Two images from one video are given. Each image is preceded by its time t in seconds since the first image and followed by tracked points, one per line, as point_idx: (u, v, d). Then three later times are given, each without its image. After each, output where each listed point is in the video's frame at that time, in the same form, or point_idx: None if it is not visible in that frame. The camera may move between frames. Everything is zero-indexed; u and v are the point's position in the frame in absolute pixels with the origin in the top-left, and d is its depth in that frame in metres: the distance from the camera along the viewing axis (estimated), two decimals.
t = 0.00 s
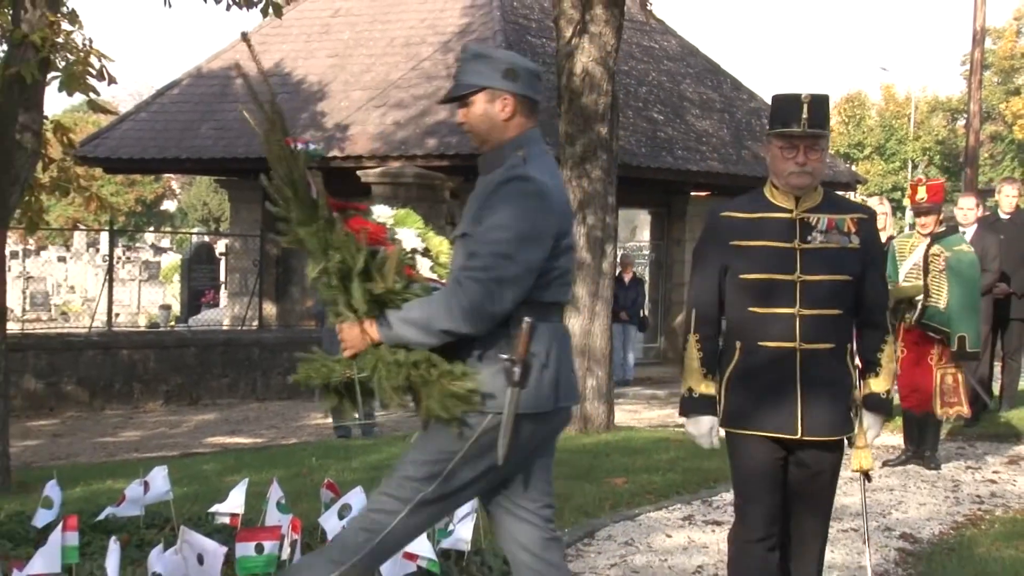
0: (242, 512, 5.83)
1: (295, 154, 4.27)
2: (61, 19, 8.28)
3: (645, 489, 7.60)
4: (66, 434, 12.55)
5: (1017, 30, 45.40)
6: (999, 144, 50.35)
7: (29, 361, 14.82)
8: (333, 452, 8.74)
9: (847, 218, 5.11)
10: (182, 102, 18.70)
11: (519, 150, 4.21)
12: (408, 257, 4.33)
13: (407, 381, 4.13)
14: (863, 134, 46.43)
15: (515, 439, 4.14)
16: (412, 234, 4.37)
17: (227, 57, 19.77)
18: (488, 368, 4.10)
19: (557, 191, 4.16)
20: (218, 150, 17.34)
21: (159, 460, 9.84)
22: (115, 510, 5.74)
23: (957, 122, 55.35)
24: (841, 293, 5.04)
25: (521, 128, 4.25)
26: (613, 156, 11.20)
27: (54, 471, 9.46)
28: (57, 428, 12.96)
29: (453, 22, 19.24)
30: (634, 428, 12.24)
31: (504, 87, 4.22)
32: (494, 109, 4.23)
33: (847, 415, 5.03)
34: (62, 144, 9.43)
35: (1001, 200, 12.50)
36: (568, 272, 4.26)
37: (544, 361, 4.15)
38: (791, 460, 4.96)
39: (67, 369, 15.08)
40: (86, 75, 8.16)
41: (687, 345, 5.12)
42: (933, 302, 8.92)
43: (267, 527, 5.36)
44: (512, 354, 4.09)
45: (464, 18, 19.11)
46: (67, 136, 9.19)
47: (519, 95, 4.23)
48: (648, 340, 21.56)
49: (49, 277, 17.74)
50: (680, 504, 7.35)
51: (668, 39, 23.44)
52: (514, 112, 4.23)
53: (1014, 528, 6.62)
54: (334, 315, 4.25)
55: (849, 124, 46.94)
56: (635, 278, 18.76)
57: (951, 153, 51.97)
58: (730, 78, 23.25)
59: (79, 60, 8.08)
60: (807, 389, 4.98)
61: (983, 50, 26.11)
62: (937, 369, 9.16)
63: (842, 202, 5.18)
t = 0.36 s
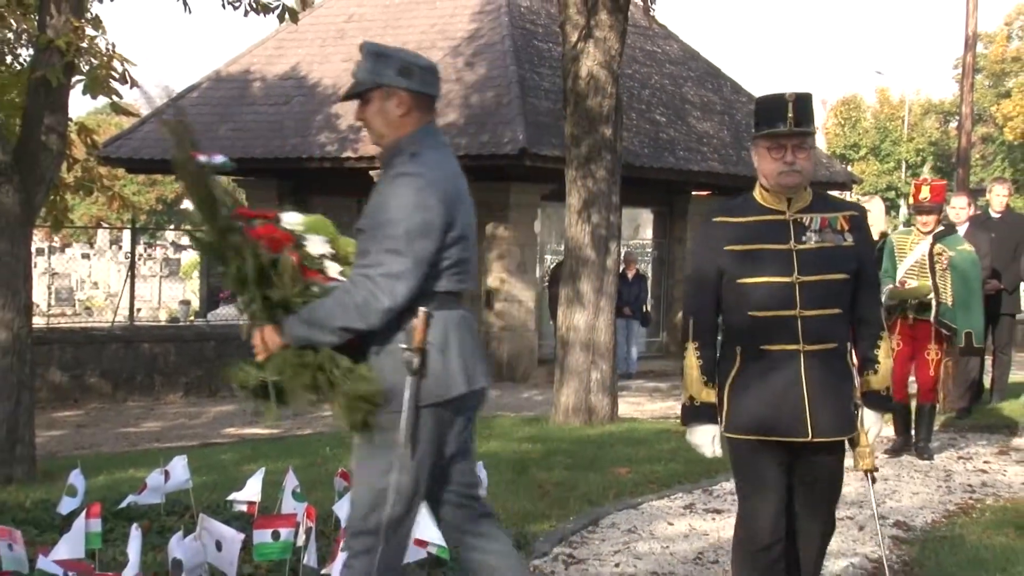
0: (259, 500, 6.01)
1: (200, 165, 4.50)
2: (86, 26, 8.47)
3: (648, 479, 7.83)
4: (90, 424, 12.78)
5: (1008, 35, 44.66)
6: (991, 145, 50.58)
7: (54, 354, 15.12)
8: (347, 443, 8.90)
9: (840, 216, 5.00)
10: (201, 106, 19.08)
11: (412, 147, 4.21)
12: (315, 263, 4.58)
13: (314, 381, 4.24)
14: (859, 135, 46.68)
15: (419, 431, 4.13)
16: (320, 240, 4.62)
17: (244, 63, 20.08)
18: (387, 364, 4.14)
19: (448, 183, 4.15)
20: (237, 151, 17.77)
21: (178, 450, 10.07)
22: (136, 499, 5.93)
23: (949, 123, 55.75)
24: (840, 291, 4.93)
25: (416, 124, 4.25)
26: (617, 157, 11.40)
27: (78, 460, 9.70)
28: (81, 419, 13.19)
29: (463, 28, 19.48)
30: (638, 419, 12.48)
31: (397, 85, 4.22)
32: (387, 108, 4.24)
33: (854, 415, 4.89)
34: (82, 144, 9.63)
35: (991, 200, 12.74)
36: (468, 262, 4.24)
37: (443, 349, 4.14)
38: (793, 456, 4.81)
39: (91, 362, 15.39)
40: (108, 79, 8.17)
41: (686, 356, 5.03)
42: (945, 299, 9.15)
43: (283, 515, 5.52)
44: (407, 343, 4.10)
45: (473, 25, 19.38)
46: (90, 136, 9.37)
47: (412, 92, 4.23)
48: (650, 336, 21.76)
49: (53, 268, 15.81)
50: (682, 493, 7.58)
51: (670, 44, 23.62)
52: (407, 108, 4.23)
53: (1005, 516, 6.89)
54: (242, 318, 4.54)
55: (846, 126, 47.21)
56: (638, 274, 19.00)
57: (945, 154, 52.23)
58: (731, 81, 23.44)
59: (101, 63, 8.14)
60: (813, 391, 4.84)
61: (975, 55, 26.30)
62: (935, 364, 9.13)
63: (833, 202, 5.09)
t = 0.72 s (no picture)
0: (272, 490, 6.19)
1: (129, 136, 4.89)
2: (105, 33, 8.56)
3: (648, 471, 8.05)
4: (110, 418, 13.01)
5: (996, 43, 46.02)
6: (979, 150, 51.10)
7: (75, 349, 15.47)
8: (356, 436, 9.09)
9: (829, 204, 5.07)
10: (217, 110, 19.45)
11: (333, 140, 4.52)
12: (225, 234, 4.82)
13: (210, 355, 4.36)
14: (851, 139, 47.23)
15: (327, 417, 4.43)
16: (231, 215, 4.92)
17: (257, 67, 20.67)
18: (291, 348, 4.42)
19: (365, 176, 4.43)
20: (250, 154, 18.12)
21: (193, 443, 10.28)
22: (154, 489, 6.11)
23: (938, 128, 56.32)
24: (830, 279, 4.99)
25: (339, 119, 4.56)
26: (618, 160, 11.61)
27: (98, 452, 9.91)
28: (101, 413, 13.41)
29: (470, 35, 20.79)
30: (638, 413, 12.73)
31: (323, 79, 4.53)
32: (313, 100, 4.55)
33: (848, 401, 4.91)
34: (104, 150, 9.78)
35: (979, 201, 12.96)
36: (377, 257, 4.52)
37: (347, 340, 4.42)
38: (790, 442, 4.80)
39: (110, 357, 15.65)
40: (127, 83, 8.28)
41: (675, 345, 5.11)
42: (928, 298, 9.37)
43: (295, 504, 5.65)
44: (312, 333, 4.40)
45: (479, 31, 20.75)
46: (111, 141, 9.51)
47: (337, 85, 4.54)
48: (649, 333, 22.01)
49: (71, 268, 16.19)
50: (680, 484, 7.80)
51: (670, 51, 23.82)
52: (333, 102, 4.55)
53: (992, 507, 7.14)
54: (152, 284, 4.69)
55: (838, 130, 47.71)
56: (638, 273, 19.27)
57: (934, 158, 52.71)
58: (728, 87, 23.65)
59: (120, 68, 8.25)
60: (804, 379, 4.88)
61: (964, 62, 26.52)
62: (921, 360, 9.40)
63: (820, 189, 5.16)
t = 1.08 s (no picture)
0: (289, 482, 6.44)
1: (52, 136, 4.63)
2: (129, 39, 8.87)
3: (652, 462, 8.26)
4: (134, 409, 13.30)
5: (991, 48, 46.32)
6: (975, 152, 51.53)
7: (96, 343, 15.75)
8: (368, 428, 9.32)
9: (850, 214, 4.79)
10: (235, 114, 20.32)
11: (262, 145, 4.43)
12: (152, 238, 4.58)
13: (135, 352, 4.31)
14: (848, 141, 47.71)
15: (258, 416, 4.34)
16: (161, 220, 4.62)
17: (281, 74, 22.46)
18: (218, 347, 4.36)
19: (292, 182, 4.36)
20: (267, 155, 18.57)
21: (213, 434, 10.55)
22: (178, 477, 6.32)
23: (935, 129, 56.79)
24: (847, 291, 4.73)
25: (268, 125, 4.48)
26: (624, 162, 11.83)
27: (121, 444, 10.17)
28: (124, 405, 13.71)
29: (480, 41, 21.51)
30: (643, 405, 13.01)
31: (256, 86, 4.45)
32: (242, 106, 4.47)
33: (861, 415, 4.68)
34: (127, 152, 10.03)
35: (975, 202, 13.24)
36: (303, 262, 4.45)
37: (273, 340, 4.37)
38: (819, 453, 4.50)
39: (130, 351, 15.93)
40: (152, 89, 8.63)
41: (689, 349, 4.89)
42: (913, 291, 9.62)
43: (312, 494, 5.88)
44: (238, 332, 4.34)
45: (490, 37, 21.36)
46: (134, 143, 9.75)
47: (269, 94, 4.46)
48: (653, 329, 22.28)
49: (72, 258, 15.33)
50: (684, 476, 8.01)
51: (673, 55, 24.07)
52: (263, 109, 4.47)
53: (986, 498, 7.40)
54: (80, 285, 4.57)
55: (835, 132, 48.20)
56: (644, 271, 19.55)
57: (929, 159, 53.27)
58: (731, 90, 23.90)
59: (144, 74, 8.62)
60: (814, 389, 4.65)
61: (959, 67, 26.72)
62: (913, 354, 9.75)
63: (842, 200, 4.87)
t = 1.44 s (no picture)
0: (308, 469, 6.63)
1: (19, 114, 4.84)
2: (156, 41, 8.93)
3: (658, 451, 8.49)
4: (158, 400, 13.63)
5: (988, 51, 46.31)
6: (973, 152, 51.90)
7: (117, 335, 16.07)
8: (385, 418, 9.51)
9: (885, 207, 4.87)
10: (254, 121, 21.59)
11: (227, 130, 4.83)
12: (116, 214, 4.95)
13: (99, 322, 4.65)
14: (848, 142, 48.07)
15: (203, 391, 4.69)
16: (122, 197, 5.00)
17: (297, 75, 23.16)
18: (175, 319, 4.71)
19: (253, 164, 4.75)
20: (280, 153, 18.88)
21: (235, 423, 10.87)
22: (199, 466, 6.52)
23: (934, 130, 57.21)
24: (882, 282, 4.79)
25: (229, 112, 4.89)
26: (632, 161, 12.05)
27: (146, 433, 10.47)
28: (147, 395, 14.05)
29: (493, 44, 22.09)
30: (650, 396, 13.31)
31: (222, 73, 4.85)
32: (210, 93, 4.87)
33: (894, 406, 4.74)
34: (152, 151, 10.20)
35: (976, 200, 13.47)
36: (259, 240, 4.84)
37: (230, 318, 4.73)
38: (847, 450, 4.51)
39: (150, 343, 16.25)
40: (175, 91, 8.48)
41: (721, 344, 4.90)
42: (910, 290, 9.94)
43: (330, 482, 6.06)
44: (197, 308, 4.67)
45: (503, 39, 21.94)
46: (158, 142, 9.93)
47: (232, 79, 4.87)
48: (660, 323, 22.40)
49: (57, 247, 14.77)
50: (690, 464, 8.24)
51: (679, 58, 24.29)
52: (228, 95, 4.88)
53: (982, 486, 7.66)
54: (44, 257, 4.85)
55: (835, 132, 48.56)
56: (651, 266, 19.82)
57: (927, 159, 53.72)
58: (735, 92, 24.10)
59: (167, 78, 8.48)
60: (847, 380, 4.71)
61: (958, 69, 26.89)
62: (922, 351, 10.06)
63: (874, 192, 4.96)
